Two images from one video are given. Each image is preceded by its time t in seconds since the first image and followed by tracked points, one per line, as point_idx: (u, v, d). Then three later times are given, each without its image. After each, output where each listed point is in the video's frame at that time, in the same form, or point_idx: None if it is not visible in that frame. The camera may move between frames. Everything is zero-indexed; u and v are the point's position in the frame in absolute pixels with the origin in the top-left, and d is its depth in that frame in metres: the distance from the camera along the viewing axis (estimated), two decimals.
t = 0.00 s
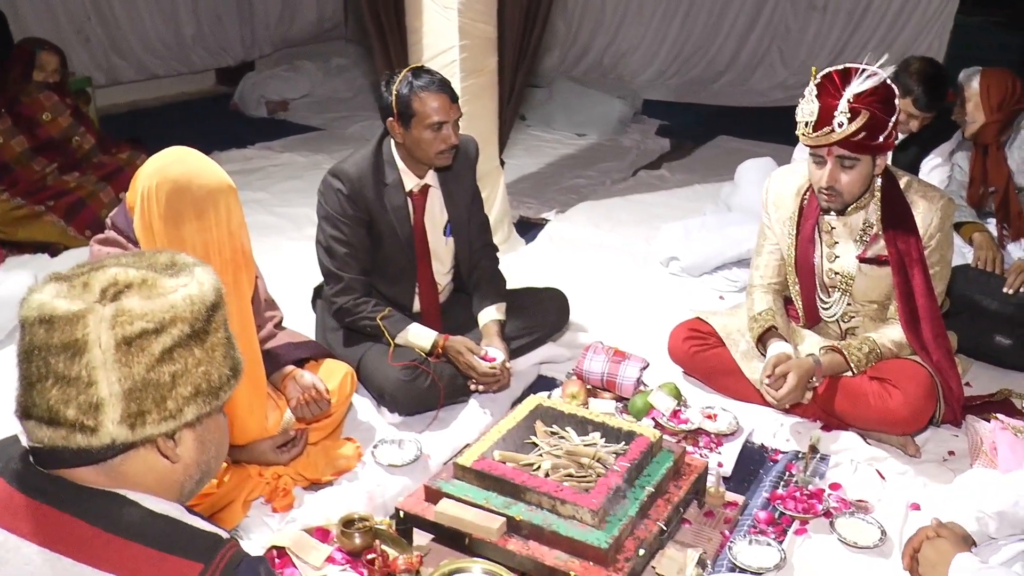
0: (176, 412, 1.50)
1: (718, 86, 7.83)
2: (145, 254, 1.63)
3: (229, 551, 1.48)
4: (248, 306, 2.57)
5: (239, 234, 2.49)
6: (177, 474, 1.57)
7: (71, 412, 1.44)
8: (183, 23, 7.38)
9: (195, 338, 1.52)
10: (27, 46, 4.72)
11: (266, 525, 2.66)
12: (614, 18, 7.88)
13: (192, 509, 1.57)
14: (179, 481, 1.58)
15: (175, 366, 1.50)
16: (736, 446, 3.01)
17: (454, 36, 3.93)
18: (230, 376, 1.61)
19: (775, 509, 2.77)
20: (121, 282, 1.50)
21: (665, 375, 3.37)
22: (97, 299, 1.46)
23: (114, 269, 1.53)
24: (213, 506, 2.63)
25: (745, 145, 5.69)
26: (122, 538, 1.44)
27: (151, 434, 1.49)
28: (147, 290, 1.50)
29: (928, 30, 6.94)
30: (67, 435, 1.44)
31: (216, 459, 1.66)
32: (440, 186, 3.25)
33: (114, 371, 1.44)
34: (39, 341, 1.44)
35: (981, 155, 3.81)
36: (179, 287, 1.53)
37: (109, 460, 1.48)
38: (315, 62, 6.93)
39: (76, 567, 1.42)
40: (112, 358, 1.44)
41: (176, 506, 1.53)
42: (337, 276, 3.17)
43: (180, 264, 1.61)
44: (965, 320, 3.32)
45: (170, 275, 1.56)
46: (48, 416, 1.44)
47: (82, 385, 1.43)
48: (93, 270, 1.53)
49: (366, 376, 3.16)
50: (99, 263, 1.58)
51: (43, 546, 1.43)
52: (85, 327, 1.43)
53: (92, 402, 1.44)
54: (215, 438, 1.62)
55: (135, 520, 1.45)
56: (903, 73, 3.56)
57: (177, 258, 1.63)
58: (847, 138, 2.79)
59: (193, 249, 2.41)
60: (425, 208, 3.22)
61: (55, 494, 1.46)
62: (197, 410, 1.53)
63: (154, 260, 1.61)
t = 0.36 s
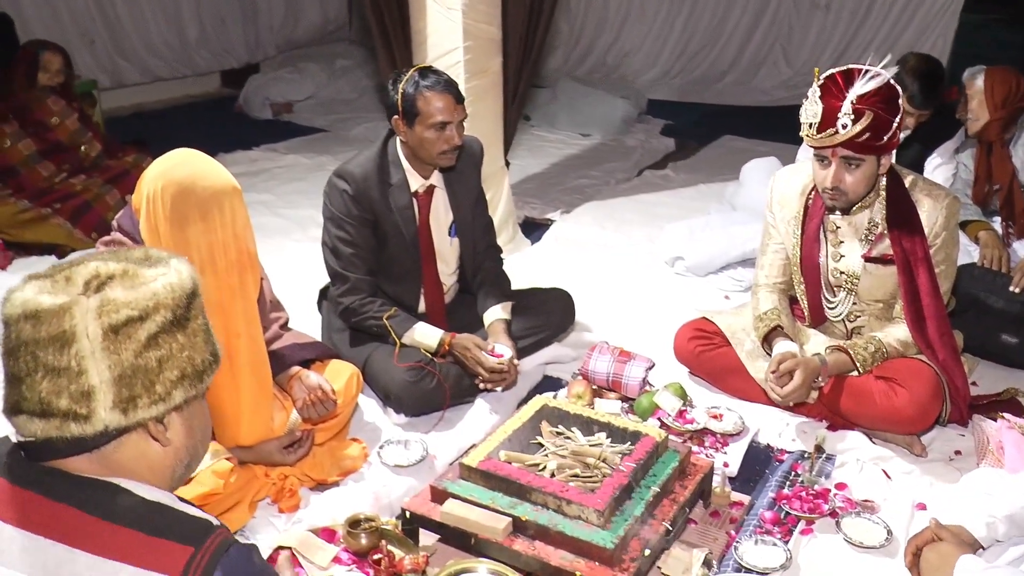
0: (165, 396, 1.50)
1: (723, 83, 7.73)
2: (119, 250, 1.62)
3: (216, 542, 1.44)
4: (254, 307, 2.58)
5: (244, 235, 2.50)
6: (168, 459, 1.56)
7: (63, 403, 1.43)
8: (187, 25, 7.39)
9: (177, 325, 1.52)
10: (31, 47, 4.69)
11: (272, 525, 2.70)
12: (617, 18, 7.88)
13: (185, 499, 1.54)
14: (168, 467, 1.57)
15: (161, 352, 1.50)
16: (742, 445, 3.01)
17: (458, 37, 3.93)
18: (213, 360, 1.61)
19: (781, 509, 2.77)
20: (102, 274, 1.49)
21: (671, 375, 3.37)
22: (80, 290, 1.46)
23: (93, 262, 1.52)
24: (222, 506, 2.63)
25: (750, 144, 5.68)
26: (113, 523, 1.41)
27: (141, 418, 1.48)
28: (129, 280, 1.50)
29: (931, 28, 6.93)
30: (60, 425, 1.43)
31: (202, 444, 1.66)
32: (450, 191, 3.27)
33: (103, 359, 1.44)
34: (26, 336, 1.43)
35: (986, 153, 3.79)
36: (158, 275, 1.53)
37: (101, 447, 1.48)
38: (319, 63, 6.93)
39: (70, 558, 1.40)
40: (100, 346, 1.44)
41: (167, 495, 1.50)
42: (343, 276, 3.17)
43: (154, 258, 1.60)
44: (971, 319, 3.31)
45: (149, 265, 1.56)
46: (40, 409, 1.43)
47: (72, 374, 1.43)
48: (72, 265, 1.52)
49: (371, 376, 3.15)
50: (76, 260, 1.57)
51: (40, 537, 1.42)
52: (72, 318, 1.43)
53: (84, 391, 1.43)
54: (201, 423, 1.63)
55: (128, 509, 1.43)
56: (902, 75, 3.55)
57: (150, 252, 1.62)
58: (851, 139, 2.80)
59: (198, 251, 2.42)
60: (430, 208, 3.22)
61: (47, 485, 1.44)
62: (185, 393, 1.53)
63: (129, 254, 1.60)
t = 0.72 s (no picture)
0: (153, 382, 1.49)
1: (725, 89, 7.82)
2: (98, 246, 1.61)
3: (207, 508, 1.48)
4: (255, 309, 2.58)
5: (246, 238, 2.50)
6: (159, 446, 1.56)
7: (55, 393, 1.41)
8: (191, 27, 7.40)
9: (162, 314, 1.52)
10: (33, 50, 4.64)
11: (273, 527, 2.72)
12: (620, 20, 7.86)
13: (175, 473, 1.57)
14: (161, 451, 1.57)
15: (147, 340, 1.49)
16: (744, 448, 3.02)
17: (462, 39, 3.93)
18: (197, 348, 1.60)
19: (783, 512, 2.77)
20: (85, 268, 1.48)
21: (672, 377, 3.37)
22: (65, 285, 1.45)
23: (75, 258, 1.51)
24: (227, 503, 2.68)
25: (753, 147, 5.68)
26: (112, 496, 1.43)
27: (132, 405, 1.47)
28: (112, 273, 1.49)
29: (936, 31, 6.91)
30: (53, 416, 1.42)
31: (191, 433, 1.65)
32: (452, 191, 3.28)
33: (92, 349, 1.43)
34: (14, 332, 1.41)
35: (986, 156, 3.80)
36: (140, 267, 1.53)
37: (95, 435, 1.47)
38: (323, 65, 6.93)
39: (69, 531, 1.41)
40: (88, 337, 1.43)
41: (161, 469, 1.52)
42: (349, 276, 3.18)
43: (134, 252, 1.59)
44: (973, 321, 3.31)
45: (131, 258, 1.55)
46: (32, 401, 1.42)
47: (63, 365, 1.42)
48: (54, 262, 1.51)
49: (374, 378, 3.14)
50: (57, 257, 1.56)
51: (34, 514, 1.41)
52: (60, 311, 1.42)
53: (75, 381, 1.42)
54: (189, 410, 1.62)
55: (125, 482, 1.45)
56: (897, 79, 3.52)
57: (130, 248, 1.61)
58: (850, 143, 2.79)
59: (201, 252, 2.42)
60: (433, 209, 3.22)
61: (41, 466, 1.44)
62: (172, 379, 1.52)
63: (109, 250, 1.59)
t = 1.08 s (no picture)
0: (140, 371, 1.50)
1: (724, 89, 7.78)
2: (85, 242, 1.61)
3: (197, 481, 1.49)
4: (253, 310, 2.58)
5: (242, 239, 2.49)
6: (151, 432, 1.57)
7: (43, 384, 1.42)
8: (189, 27, 7.39)
9: (146, 304, 1.52)
10: (32, 52, 4.64)
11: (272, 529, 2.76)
12: (620, 20, 7.88)
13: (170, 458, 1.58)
14: (153, 437, 1.58)
15: (132, 330, 1.49)
16: (741, 450, 3.02)
17: (459, 40, 3.92)
18: (184, 336, 1.60)
19: (780, 513, 2.77)
20: (69, 263, 1.48)
21: (670, 378, 3.36)
22: (49, 280, 1.45)
23: (59, 254, 1.51)
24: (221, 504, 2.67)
25: (752, 148, 5.67)
26: (107, 475, 1.43)
27: (119, 394, 1.47)
28: (95, 266, 1.49)
29: (934, 32, 6.92)
30: (42, 406, 1.42)
31: (184, 421, 1.66)
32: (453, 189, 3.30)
33: (77, 341, 1.43)
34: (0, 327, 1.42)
35: (981, 158, 3.80)
36: (124, 259, 1.53)
37: (87, 423, 1.48)
38: (321, 66, 6.93)
39: (75, 512, 1.41)
40: (72, 329, 1.43)
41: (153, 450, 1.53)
42: (368, 274, 3.14)
43: (120, 246, 1.59)
44: (971, 322, 3.29)
45: (115, 252, 1.55)
46: (21, 393, 1.42)
47: (49, 357, 1.42)
48: (39, 258, 1.51)
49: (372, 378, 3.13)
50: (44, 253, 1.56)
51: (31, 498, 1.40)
52: (43, 304, 1.42)
53: (61, 371, 1.42)
54: (180, 397, 1.63)
55: (121, 460, 1.46)
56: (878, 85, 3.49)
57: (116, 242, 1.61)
58: (843, 147, 2.79)
59: (198, 255, 2.42)
60: (433, 206, 3.21)
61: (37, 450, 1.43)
62: (159, 368, 1.52)
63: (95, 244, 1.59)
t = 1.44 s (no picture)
0: (111, 371, 1.51)
1: (720, 86, 7.86)
2: (50, 242, 1.63)
3: (174, 481, 1.49)
4: (247, 313, 2.55)
5: (236, 240, 2.47)
6: (128, 432, 1.59)
7: (12, 391, 1.43)
8: (183, 30, 7.43)
9: (114, 304, 1.53)
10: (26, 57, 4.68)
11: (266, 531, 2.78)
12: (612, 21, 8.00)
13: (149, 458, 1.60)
14: (132, 437, 1.60)
15: (101, 331, 1.50)
16: (735, 448, 3.02)
17: (452, 39, 3.91)
18: (156, 334, 1.61)
19: (774, 512, 2.77)
20: (32, 265, 1.49)
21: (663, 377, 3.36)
22: (13, 284, 1.45)
23: (21, 256, 1.52)
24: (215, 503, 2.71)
25: (746, 147, 5.68)
26: (82, 477, 1.45)
27: (91, 396, 1.50)
28: (59, 268, 1.50)
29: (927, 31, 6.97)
30: (12, 413, 1.43)
31: (161, 418, 1.68)
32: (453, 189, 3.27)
33: (45, 346, 1.44)
34: None
35: (981, 154, 3.80)
36: (88, 260, 1.54)
37: (60, 426, 1.49)
38: (315, 67, 6.94)
39: (47, 515, 1.42)
40: (39, 333, 1.44)
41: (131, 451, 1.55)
42: (386, 265, 3.07)
43: (87, 245, 1.61)
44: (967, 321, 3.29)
45: (78, 253, 1.56)
46: None
47: (17, 363, 1.43)
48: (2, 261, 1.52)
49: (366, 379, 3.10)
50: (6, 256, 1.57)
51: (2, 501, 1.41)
52: (8, 311, 1.42)
53: (30, 377, 1.44)
54: (157, 395, 1.65)
55: (97, 462, 1.47)
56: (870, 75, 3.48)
57: (82, 241, 1.63)
58: (827, 140, 2.81)
59: (191, 256, 2.39)
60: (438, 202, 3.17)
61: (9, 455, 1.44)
62: (130, 367, 1.54)
63: (62, 244, 1.61)
